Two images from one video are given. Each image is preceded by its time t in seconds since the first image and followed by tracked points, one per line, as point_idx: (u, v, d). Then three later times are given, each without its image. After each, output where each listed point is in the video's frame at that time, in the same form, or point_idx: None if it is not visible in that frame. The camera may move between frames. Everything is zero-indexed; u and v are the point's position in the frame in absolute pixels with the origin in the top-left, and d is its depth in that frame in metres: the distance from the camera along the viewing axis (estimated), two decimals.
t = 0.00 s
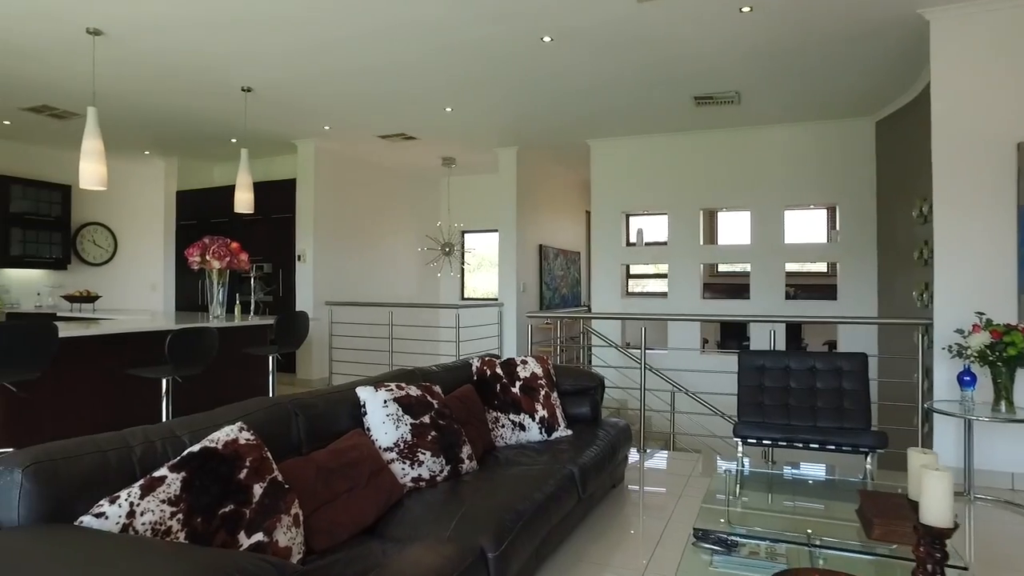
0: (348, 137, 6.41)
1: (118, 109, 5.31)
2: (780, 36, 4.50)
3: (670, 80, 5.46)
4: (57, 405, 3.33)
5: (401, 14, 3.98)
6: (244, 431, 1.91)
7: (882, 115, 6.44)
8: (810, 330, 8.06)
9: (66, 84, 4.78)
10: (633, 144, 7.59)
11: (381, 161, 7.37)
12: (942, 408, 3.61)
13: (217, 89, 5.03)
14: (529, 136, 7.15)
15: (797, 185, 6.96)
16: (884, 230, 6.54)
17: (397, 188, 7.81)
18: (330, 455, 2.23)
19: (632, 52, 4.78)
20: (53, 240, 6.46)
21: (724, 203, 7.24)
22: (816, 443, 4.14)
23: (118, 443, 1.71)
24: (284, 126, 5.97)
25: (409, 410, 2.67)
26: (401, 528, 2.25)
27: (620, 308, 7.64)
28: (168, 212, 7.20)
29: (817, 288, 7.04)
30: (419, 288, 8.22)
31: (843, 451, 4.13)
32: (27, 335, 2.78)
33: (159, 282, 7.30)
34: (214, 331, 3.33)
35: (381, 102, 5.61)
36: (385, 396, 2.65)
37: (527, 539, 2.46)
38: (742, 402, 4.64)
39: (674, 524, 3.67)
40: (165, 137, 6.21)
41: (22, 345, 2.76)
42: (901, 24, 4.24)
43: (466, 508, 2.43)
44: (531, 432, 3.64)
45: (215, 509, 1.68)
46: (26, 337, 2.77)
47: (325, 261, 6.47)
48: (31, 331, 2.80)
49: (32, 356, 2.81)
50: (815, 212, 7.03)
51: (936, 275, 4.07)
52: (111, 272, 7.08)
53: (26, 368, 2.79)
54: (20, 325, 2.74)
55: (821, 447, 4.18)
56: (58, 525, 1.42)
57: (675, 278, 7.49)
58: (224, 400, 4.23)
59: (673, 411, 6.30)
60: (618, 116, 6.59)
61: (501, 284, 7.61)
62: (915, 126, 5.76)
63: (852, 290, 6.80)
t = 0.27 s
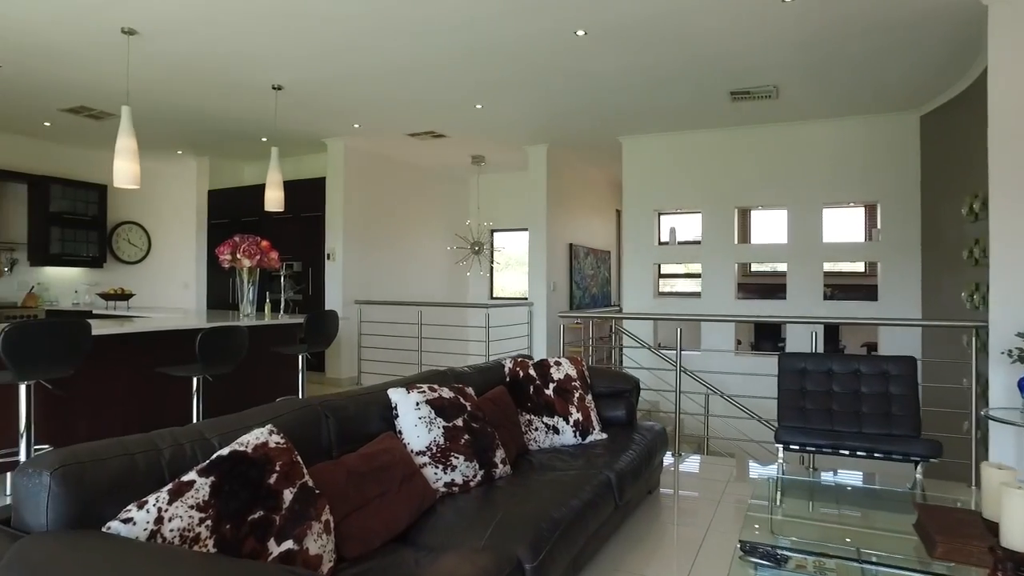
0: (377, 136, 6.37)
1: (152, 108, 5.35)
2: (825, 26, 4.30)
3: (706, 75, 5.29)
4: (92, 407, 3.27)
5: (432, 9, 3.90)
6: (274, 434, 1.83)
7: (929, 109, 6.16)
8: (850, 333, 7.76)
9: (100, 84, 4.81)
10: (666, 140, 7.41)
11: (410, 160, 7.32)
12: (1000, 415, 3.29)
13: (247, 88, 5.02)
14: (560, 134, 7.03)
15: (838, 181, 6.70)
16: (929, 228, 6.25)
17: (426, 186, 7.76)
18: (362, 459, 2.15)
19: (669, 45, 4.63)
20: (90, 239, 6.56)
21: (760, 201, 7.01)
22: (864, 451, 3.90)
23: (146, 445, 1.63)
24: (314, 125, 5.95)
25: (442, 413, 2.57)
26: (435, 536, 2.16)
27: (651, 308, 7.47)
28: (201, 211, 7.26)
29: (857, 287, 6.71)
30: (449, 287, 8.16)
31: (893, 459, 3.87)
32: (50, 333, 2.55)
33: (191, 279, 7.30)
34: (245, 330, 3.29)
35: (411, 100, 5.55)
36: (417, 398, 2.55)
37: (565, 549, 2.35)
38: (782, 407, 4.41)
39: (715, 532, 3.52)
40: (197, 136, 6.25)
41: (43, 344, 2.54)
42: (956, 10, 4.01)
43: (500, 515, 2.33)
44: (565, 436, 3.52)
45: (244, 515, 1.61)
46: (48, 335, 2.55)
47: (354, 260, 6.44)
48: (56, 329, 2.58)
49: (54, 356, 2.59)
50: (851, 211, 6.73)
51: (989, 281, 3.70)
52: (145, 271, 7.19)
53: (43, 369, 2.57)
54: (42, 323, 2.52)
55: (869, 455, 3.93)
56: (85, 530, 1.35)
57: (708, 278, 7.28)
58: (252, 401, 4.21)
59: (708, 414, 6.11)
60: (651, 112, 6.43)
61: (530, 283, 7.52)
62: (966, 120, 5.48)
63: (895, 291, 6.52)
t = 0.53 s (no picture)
0: (403, 133, 6.33)
1: (180, 107, 5.35)
2: (870, 15, 4.12)
3: (740, 69, 5.13)
4: (122, 407, 3.25)
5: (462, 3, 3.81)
6: (301, 438, 1.76)
7: (974, 102, 5.90)
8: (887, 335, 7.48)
9: (130, 84, 4.83)
10: (696, 136, 7.24)
11: (435, 158, 7.27)
12: None
13: (274, 86, 4.99)
14: (588, 131, 6.91)
15: (876, 177, 6.46)
16: (973, 225, 5.99)
17: (452, 184, 7.70)
18: (389, 464, 2.07)
19: (704, 39, 4.47)
20: (120, 238, 6.64)
21: (794, 198, 6.80)
22: (910, 459, 3.67)
23: (171, 449, 1.57)
24: (339, 122, 5.91)
25: (472, 416, 2.49)
26: (465, 545, 2.07)
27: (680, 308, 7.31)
28: (227, 210, 7.28)
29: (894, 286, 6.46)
30: (474, 286, 8.09)
31: (942, 468, 3.64)
32: (82, 331, 2.50)
33: (217, 279, 7.41)
34: (271, 329, 3.24)
35: (436, 97, 5.49)
36: (446, 401, 2.47)
37: (600, 560, 2.24)
38: (820, 411, 4.19)
39: (751, 539, 3.37)
40: (224, 135, 6.26)
41: (76, 342, 2.49)
42: None
43: (532, 523, 2.23)
44: (596, 440, 3.41)
45: (269, 523, 1.53)
46: (81, 333, 2.49)
47: (379, 258, 6.40)
48: (89, 327, 2.52)
49: (87, 355, 2.53)
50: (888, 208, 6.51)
51: None
52: (173, 269, 7.24)
53: (77, 368, 2.52)
54: (74, 320, 2.46)
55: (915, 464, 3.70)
56: (107, 541, 1.28)
57: (739, 278, 7.07)
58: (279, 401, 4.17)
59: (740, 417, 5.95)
60: (682, 108, 6.26)
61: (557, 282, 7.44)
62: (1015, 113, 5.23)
63: (936, 291, 6.26)
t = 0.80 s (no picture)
0: (432, 131, 6.27)
1: (212, 106, 5.37)
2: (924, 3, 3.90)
3: (781, 62, 4.94)
4: (154, 406, 3.24)
5: None
6: (332, 444, 1.68)
7: None
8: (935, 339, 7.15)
9: (164, 84, 4.85)
10: (731, 132, 7.04)
11: (465, 156, 7.21)
12: None
13: (304, 84, 4.97)
14: (620, 128, 6.77)
15: (923, 174, 6.16)
16: None
17: (481, 183, 7.63)
18: (423, 470, 2.00)
19: (744, 31, 4.30)
20: (154, 237, 6.73)
21: (832, 196, 6.54)
22: (966, 471, 3.40)
23: (200, 455, 1.50)
24: (370, 121, 5.89)
25: (507, 420, 2.39)
26: (501, 554, 1.98)
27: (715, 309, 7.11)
28: (258, 209, 7.33)
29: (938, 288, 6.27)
30: (503, 286, 8.02)
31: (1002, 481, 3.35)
32: (114, 329, 2.45)
33: (248, 276, 7.44)
34: (300, 329, 3.20)
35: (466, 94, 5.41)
36: (481, 405, 2.38)
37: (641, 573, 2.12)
38: (864, 418, 3.91)
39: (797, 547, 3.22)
40: (255, 134, 6.28)
41: (109, 341, 2.44)
42: None
43: (569, 533, 2.13)
44: (632, 445, 3.30)
45: (300, 533, 1.46)
46: (114, 331, 2.45)
47: (409, 257, 6.37)
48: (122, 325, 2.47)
49: (120, 353, 2.49)
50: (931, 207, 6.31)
51: None
52: (205, 268, 7.32)
53: (110, 368, 2.47)
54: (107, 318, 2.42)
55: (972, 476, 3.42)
56: (135, 552, 1.22)
57: (774, 279, 6.85)
58: (309, 401, 4.14)
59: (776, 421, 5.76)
60: (718, 104, 6.08)
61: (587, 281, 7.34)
62: None
63: (987, 294, 5.93)
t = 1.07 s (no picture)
0: (466, 129, 6.20)
1: (248, 104, 5.40)
2: None
3: (830, 54, 4.71)
4: (190, 405, 3.22)
5: None
6: (366, 451, 1.60)
7: None
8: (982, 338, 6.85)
9: (201, 83, 4.89)
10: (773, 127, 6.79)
11: (498, 154, 7.12)
12: None
13: (339, 82, 4.94)
14: (657, 125, 6.60)
15: (981, 171, 5.79)
16: None
17: (515, 181, 7.53)
18: (460, 478, 1.91)
19: (792, 22, 4.10)
20: (191, 236, 6.82)
21: (880, 195, 6.22)
22: None
23: (230, 461, 1.43)
24: (404, 118, 5.85)
25: (546, 426, 2.29)
26: (542, 567, 1.88)
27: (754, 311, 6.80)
28: (293, 208, 7.36)
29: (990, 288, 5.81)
30: (537, 285, 7.92)
31: None
32: (148, 328, 2.42)
33: (282, 275, 7.50)
34: (334, 328, 3.15)
35: (500, 91, 5.32)
36: (519, 410, 2.29)
37: None
38: (920, 427, 3.62)
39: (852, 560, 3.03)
40: (291, 133, 6.31)
41: (143, 341, 2.41)
42: None
43: (612, 546, 2.01)
44: (674, 451, 3.17)
45: (334, 545, 1.38)
46: (147, 331, 2.41)
47: (442, 256, 6.32)
48: (156, 324, 2.44)
49: (154, 353, 2.45)
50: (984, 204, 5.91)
51: None
52: (242, 266, 7.41)
53: (144, 368, 2.43)
54: (142, 317, 2.39)
55: None
56: (161, 564, 1.15)
57: (817, 279, 6.56)
58: (343, 402, 4.10)
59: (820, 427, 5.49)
60: (760, 98, 5.86)
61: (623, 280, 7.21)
62: None
63: None
